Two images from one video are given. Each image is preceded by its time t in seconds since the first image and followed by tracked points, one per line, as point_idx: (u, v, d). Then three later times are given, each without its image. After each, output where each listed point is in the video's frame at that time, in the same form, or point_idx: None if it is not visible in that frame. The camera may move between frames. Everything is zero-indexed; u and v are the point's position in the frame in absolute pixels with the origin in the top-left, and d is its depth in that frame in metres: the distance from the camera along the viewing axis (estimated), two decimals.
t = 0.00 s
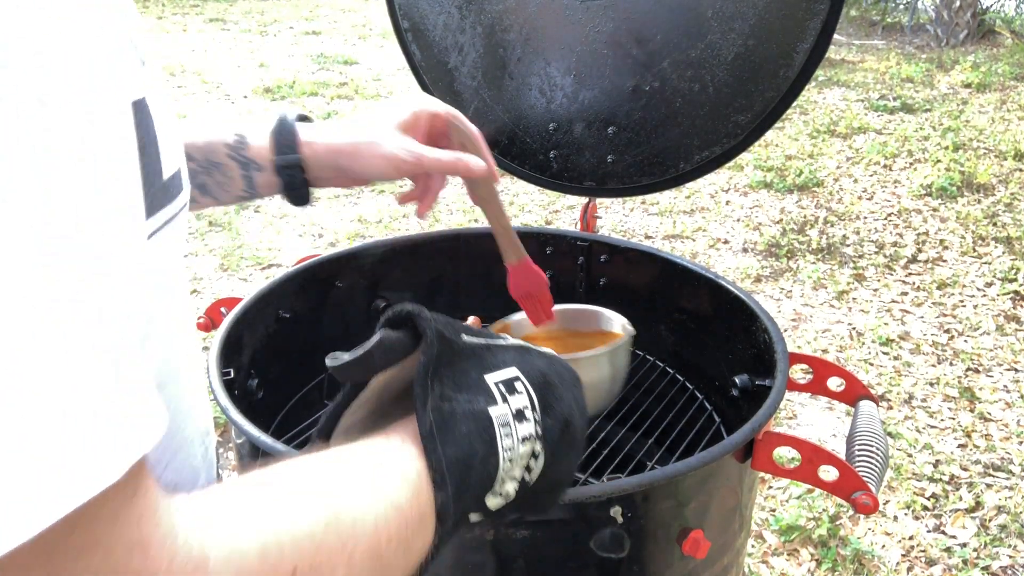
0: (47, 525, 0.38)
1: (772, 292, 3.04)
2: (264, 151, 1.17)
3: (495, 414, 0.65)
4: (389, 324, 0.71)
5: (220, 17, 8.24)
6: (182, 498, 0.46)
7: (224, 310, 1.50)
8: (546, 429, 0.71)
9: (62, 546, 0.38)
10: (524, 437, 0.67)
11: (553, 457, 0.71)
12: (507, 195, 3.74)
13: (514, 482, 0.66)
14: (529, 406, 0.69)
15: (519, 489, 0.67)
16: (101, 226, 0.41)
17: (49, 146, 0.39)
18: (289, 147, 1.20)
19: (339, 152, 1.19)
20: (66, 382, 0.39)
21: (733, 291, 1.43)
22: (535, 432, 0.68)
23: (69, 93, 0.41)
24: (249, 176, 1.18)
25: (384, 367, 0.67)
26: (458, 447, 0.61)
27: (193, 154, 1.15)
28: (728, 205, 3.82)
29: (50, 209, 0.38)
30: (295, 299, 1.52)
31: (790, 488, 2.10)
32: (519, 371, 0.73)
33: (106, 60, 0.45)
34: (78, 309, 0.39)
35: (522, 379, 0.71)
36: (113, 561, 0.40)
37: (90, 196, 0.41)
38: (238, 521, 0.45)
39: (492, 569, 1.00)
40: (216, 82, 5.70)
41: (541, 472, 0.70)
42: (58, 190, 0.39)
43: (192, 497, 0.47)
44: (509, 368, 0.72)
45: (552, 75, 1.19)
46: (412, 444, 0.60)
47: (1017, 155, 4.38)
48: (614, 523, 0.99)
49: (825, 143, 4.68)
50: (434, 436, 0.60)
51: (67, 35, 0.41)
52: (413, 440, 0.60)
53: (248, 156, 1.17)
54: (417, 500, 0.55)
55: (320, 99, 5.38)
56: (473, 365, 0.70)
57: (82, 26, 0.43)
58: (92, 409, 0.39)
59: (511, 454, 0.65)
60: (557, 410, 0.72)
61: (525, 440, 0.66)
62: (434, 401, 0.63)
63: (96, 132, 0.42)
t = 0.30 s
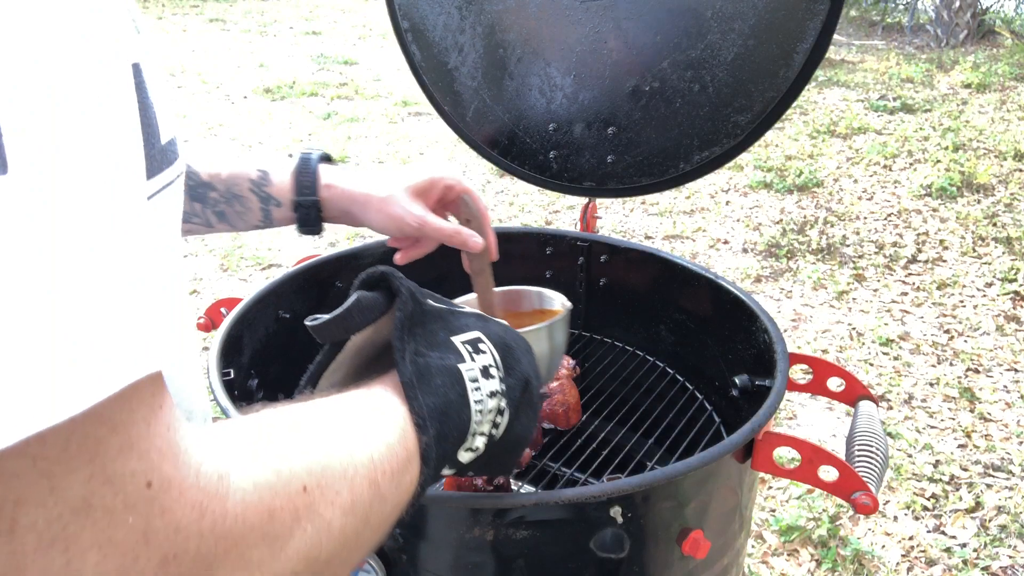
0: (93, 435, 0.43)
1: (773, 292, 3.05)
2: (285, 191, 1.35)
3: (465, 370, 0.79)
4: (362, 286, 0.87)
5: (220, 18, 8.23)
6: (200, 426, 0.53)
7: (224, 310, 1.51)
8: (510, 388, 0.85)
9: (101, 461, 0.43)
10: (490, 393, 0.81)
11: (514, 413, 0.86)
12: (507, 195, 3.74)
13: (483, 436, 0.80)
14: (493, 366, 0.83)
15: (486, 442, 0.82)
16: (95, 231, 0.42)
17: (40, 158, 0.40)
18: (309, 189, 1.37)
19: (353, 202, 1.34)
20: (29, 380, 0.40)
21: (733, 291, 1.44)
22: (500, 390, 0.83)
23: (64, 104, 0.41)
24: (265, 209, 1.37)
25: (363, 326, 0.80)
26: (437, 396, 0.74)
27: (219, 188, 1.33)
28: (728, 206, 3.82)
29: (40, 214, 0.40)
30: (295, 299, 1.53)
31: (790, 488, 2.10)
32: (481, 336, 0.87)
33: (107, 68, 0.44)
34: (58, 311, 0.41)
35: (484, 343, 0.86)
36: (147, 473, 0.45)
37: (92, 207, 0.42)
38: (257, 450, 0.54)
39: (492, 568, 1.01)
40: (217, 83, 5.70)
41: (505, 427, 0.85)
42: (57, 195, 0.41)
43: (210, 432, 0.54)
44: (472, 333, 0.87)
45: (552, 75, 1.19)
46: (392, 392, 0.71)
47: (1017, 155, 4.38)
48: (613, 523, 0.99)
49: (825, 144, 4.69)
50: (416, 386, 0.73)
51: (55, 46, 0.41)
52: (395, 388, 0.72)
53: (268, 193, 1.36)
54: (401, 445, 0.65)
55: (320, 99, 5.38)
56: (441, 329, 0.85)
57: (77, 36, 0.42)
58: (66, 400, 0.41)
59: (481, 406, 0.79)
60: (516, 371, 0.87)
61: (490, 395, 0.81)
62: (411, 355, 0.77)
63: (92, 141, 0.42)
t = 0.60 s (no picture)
0: (95, 404, 0.44)
1: (773, 292, 3.05)
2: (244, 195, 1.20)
3: (437, 368, 0.80)
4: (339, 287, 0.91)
5: (220, 18, 8.23)
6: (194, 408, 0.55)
7: (224, 310, 1.50)
8: (478, 387, 0.85)
9: (104, 427, 0.44)
10: (462, 391, 0.81)
11: (484, 412, 0.86)
12: (507, 195, 3.74)
13: (453, 434, 0.81)
14: (464, 365, 0.84)
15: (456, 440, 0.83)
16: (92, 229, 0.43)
17: (41, 158, 0.40)
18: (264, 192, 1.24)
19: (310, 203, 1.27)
20: (28, 361, 0.41)
21: (733, 291, 1.44)
22: (470, 390, 0.83)
23: (64, 105, 0.42)
24: (225, 216, 1.18)
25: (338, 323, 0.84)
26: (413, 394, 0.75)
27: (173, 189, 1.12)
28: (728, 206, 3.83)
29: (41, 214, 0.40)
30: (295, 299, 1.53)
31: (790, 488, 2.10)
32: (452, 334, 0.88)
33: (106, 68, 0.45)
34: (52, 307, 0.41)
35: (455, 342, 0.86)
36: (148, 444, 0.46)
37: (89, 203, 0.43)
38: (248, 432, 0.56)
39: (492, 568, 1.01)
40: (217, 83, 5.70)
41: (474, 426, 0.85)
42: (57, 195, 0.41)
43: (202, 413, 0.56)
44: (444, 331, 0.88)
45: (552, 75, 1.19)
46: (370, 388, 0.73)
47: (1018, 155, 4.38)
48: (614, 523, 0.99)
49: (825, 144, 4.69)
50: (392, 382, 0.74)
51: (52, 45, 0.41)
52: (371, 383, 0.74)
53: (228, 198, 1.18)
54: (380, 435, 0.68)
55: (320, 99, 5.38)
56: (413, 327, 0.86)
57: (76, 36, 0.43)
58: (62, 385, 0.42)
59: (453, 405, 0.79)
60: (485, 371, 0.86)
61: (461, 393, 0.81)
62: (386, 352, 0.79)
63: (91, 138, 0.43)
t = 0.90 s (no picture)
0: (96, 404, 0.44)
1: (772, 292, 3.05)
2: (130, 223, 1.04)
3: (442, 373, 0.79)
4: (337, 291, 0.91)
5: (221, 18, 8.22)
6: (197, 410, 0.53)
7: (225, 310, 1.50)
8: (484, 392, 0.84)
9: (106, 427, 0.44)
10: (467, 397, 0.80)
11: (489, 419, 0.85)
12: (507, 195, 3.74)
13: (458, 440, 0.79)
14: (468, 370, 0.83)
15: (462, 447, 0.81)
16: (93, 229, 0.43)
17: (41, 159, 0.41)
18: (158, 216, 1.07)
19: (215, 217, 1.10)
20: (29, 358, 0.41)
21: (733, 291, 1.43)
22: (475, 395, 0.82)
23: (64, 104, 0.42)
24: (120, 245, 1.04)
25: (335, 327, 0.84)
26: (418, 398, 0.73)
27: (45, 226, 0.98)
28: (728, 206, 3.83)
29: (40, 214, 0.41)
30: (296, 299, 1.52)
31: (790, 488, 2.10)
32: (456, 341, 0.88)
33: (107, 68, 0.46)
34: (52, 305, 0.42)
35: (459, 348, 0.86)
36: (150, 446, 0.46)
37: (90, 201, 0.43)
38: (251, 435, 0.53)
39: (492, 568, 1.01)
40: (217, 83, 5.70)
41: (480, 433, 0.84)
42: (57, 195, 0.41)
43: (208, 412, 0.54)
44: (448, 338, 0.87)
45: (552, 75, 1.19)
46: (374, 389, 0.71)
47: (1018, 155, 4.38)
48: (614, 523, 0.99)
49: (825, 144, 4.69)
50: (396, 386, 0.72)
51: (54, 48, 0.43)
52: (374, 386, 0.71)
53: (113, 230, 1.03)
54: (392, 436, 0.65)
55: (320, 99, 5.38)
56: (415, 332, 0.85)
57: (76, 36, 0.44)
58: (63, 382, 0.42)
59: (459, 410, 0.78)
60: (491, 377, 0.87)
61: (467, 398, 0.80)
62: (389, 356, 0.77)
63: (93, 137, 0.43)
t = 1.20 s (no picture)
0: (204, 413, 0.40)
1: (772, 292, 3.05)
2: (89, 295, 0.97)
3: (476, 385, 0.79)
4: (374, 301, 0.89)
5: (220, 18, 8.22)
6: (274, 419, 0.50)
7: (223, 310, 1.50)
8: (512, 404, 0.85)
9: (212, 434, 0.41)
10: (498, 408, 0.80)
11: (516, 431, 0.86)
12: (507, 195, 3.74)
13: (490, 452, 0.79)
14: (497, 382, 0.84)
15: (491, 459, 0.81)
16: (160, 250, 0.38)
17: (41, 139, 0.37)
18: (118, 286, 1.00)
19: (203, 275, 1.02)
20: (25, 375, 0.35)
21: (733, 291, 1.44)
22: (505, 406, 0.82)
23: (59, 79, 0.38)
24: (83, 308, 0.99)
25: (376, 338, 0.82)
26: (457, 408, 0.73)
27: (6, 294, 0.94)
28: (728, 205, 3.83)
29: (41, 213, 0.35)
30: (296, 299, 1.53)
31: (790, 488, 2.10)
32: (483, 353, 0.88)
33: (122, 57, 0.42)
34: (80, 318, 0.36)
35: (486, 360, 0.87)
36: (248, 452, 0.43)
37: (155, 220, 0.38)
38: (332, 447, 0.51)
39: (492, 568, 1.01)
40: (217, 82, 5.70)
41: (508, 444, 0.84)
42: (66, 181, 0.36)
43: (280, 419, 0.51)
44: (474, 349, 0.88)
45: (551, 75, 1.20)
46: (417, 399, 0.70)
47: (1017, 155, 4.37)
48: (614, 523, 0.99)
49: (825, 144, 4.69)
50: (438, 395, 0.72)
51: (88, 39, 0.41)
52: (418, 394, 0.71)
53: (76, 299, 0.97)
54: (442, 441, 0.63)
55: (320, 99, 5.39)
56: (446, 343, 0.85)
57: (79, 20, 0.41)
58: (96, 406, 0.36)
59: (493, 421, 0.79)
60: (517, 390, 0.88)
61: (498, 410, 0.80)
62: (428, 367, 0.76)
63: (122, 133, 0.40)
